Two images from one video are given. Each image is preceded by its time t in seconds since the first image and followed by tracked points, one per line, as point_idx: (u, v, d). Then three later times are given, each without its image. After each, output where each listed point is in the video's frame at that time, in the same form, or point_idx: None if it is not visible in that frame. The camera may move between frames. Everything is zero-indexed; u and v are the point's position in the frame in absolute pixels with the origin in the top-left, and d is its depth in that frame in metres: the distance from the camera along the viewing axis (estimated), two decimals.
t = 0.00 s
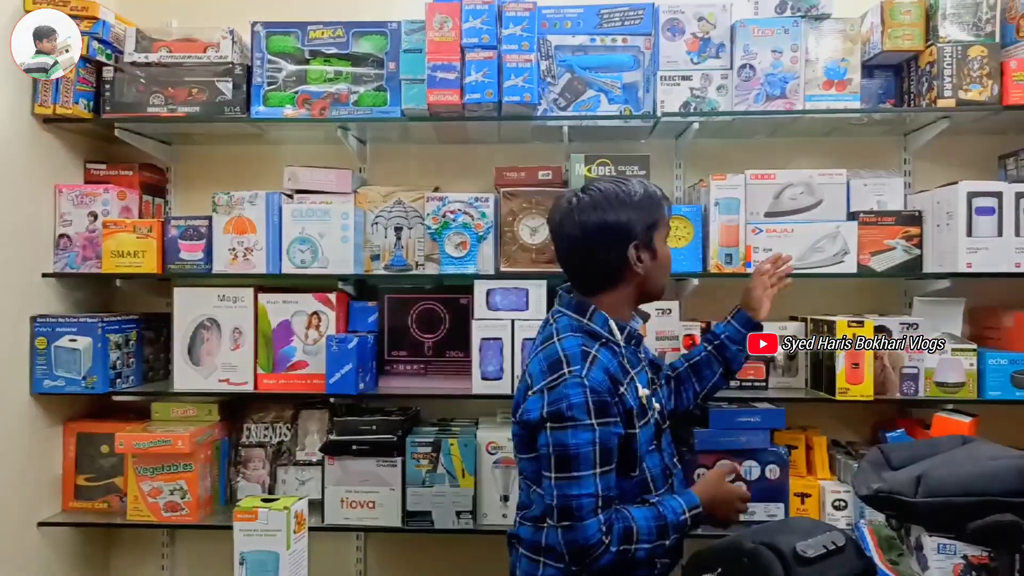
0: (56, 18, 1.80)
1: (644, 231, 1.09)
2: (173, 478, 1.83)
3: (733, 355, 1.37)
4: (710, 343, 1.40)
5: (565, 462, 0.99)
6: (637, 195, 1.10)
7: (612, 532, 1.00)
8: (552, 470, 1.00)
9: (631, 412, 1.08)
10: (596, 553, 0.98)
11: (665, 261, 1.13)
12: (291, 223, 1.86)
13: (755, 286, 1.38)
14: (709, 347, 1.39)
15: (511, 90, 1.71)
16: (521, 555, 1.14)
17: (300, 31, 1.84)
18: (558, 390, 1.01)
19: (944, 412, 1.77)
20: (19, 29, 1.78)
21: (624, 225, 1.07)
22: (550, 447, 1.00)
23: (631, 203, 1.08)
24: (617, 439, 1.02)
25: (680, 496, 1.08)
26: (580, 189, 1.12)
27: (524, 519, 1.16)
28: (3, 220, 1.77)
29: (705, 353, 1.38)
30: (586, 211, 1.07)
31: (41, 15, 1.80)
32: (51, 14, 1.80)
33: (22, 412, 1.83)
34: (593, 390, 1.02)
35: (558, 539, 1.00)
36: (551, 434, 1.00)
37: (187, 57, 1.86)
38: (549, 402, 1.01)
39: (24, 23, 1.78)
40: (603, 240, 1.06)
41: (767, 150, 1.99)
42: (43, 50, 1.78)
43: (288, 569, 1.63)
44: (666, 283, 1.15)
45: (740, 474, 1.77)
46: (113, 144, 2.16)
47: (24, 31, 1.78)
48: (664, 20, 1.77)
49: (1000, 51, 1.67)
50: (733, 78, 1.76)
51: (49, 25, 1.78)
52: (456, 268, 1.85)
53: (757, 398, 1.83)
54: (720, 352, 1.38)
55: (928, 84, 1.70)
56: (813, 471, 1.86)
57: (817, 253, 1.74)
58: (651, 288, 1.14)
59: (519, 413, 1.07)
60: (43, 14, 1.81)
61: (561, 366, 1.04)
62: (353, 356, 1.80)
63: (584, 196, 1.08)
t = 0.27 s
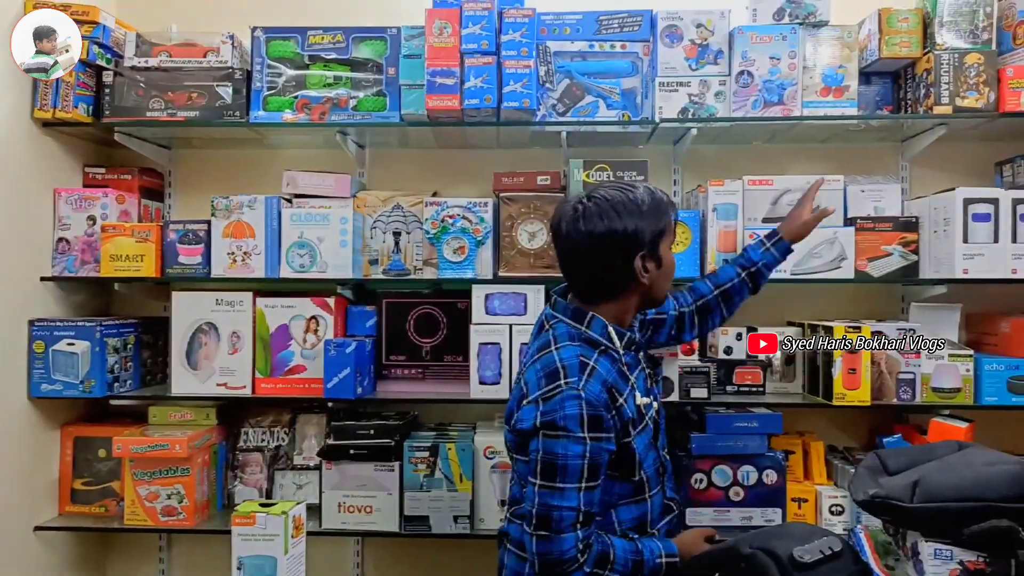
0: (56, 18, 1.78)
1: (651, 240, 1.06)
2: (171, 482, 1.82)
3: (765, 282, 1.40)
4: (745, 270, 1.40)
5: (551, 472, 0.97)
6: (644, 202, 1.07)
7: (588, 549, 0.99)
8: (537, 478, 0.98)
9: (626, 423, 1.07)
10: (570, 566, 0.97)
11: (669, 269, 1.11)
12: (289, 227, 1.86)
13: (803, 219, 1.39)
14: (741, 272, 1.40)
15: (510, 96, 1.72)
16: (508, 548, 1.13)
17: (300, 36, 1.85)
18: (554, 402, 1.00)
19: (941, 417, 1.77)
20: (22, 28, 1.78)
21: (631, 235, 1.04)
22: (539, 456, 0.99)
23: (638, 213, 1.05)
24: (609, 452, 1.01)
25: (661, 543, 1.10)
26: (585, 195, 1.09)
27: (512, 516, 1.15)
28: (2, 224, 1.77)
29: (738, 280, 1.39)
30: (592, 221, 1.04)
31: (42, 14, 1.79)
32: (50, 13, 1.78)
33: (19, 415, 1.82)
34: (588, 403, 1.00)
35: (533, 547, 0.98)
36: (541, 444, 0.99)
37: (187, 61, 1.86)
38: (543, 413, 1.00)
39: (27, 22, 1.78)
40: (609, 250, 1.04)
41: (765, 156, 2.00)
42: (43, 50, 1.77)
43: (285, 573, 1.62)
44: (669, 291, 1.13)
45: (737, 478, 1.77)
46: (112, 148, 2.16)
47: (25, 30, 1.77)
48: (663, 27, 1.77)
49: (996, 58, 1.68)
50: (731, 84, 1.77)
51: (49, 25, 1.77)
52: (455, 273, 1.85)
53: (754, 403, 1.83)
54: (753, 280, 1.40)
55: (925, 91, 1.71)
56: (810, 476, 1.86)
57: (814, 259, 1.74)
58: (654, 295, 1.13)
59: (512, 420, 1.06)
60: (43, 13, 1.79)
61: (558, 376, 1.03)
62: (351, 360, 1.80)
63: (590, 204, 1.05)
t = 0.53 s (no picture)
0: (56, 17, 1.79)
1: (631, 254, 1.06)
2: (139, 487, 1.80)
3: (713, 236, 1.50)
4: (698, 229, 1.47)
5: (514, 486, 0.98)
6: (628, 215, 1.07)
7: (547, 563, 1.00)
8: (499, 490, 0.99)
9: (592, 437, 1.08)
10: None
11: (646, 284, 1.11)
12: (262, 229, 1.85)
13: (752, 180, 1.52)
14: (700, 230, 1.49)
15: (485, 99, 1.72)
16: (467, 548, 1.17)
17: (274, 37, 1.84)
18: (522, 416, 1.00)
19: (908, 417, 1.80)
20: (21, 27, 1.78)
21: (611, 248, 1.04)
22: (502, 469, 0.99)
23: (621, 227, 1.05)
24: (574, 467, 1.01)
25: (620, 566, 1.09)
26: (570, 201, 1.08)
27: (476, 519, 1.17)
28: None
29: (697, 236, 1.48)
30: (574, 229, 1.04)
31: (41, 12, 1.79)
32: (49, 13, 1.78)
33: None
34: (556, 420, 1.00)
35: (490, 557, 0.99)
36: (505, 457, 0.99)
37: (159, 62, 1.84)
38: (510, 426, 1.00)
39: (27, 21, 1.78)
40: (588, 261, 1.04)
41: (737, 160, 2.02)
42: (43, 50, 1.78)
43: None
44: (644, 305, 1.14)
45: (709, 479, 1.79)
46: (80, 149, 2.13)
47: (25, 30, 1.78)
48: (637, 32, 1.79)
49: (962, 65, 1.71)
50: (704, 89, 1.79)
51: (48, 24, 1.78)
52: (429, 276, 1.85)
53: (725, 404, 1.86)
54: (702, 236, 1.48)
55: (893, 97, 1.74)
56: (781, 476, 1.88)
57: (785, 262, 1.77)
58: (628, 308, 1.13)
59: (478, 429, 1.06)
60: (43, 12, 1.79)
61: (526, 389, 1.03)
62: (325, 363, 1.79)
63: (573, 211, 1.05)
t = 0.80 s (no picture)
0: (66, 20, 1.79)
1: (589, 260, 1.06)
2: (90, 493, 1.76)
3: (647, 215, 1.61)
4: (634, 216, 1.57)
5: (474, 492, 0.98)
6: (588, 220, 1.07)
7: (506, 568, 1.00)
8: (459, 496, 0.99)
9: (552, 442, 1.08)
10: None
11: (603, 290, 1.11)
12: (220, 229, 1.82)
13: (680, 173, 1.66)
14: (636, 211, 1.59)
15: (447, 99, 1.71)
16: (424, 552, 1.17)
17: (233, 34, 1.81)
18: (481, 421, 1.00)
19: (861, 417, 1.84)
20: (31, 31, 1.80)
21: (569, 253, 1.04)
22: (462, 476, 0.99)
23: (580, 233, 1.05)
24: (533, 472, 1.02)
25: None
26: (530, 203, 1.08)
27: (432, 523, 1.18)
28: None
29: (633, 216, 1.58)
30: (533, 233, 1.04)
31: (43, 14, 1.81)
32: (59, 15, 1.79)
33: None
34: (517, 425, 1.01)
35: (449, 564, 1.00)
36: (465, 463, 0.99)
37: (113, 57, 1.79)
38: (470, 432, 1.00)
39: (28, 23, 1.81)
40: (546, 266, 1.04)
41: (697, 163, 2.04)
42: (43, 50, 1.79)
43: None
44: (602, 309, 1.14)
45: (668, 479, 1.81)
46: (29, 145, 2.06)
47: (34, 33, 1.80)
48: (599, 35, 1.80)
49: (914, 73, 1.75)
50: (665, 93, 1.81)
51: (49, 24, 1.79)
52: (390, 277, 1.84)
53: (684, 405, 1.87)
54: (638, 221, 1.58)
55: (847, 104, 1.77)
56: (738, 475, 1.91)
57: (742, 264, 1.80)
58: (584, 313, 1.14)
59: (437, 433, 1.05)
60: (44, 13, 1.82)
61: (486, 395, 1.03)
62: (283, 365, 1.77)
63: (533, 215, 1.05)
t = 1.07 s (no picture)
0: (58, 17, 1.72)
1: (538, 261, 1.06)
2: (21, 499, 1.69)
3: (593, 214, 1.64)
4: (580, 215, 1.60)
5: (425, 491, 0.97)
6: (537, 221, 1.06)
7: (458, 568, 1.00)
8: (410, 496, 0.98)
9: (501, 441, 1.08)
10: None
11: (553, 290, 1.11)
12: (160, 227, 1.77)
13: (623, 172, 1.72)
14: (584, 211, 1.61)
15: (398, 98, 1.70)
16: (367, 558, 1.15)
17: (176, 27, 1.76)
18: (432, 420, 0.99)
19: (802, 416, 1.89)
20: (23, 27, 1.73)
21: (518, 254, 1.04)
22: (413, 476, 0.97)
23: (529, 233, 1.05)
24: (483, 470, 1.02)
25: None
26: (480, 204, 1.08)
27: (374, 525, 1.16)
28: None
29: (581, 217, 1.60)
30: (481, 234, 1.03)
31: (42, 12, 1.73)
32: (49, 12, 1.72)
33: None
34: (468, 424, 1.00)
35: (399, 565, 0.99)
36: (416, 462, 0.98)
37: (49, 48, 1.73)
38: (421, 431, 0.99)
39: (27, 21, 1.72)
40: (494, 266, 1.04)
41: (646, 166, 2.07)
42: (43, 50, 1.72)
43: None
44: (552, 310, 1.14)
45: (615, 479, 1.82)
46: None
47: (26, 30, 1.72)
48: (550, 37, 1.80)
49: (854, 82, 1.80)
50: (614, 96, 1.82)
51: (48, 24, 1.71)
52: (338, 277, 1.81)
53: (632, 404, 1.90)
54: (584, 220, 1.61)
55: (791, 110, 1.82)
56: (684, 473, 1.94)
57: (689, 266, 1.83)
58: (534, 313, 1.13)
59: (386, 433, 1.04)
60: (43, 11, 1.73)
61: (437, 393, 1.02)
62: (227, 366, 1.73)
63: (481, 216, 1.04)
